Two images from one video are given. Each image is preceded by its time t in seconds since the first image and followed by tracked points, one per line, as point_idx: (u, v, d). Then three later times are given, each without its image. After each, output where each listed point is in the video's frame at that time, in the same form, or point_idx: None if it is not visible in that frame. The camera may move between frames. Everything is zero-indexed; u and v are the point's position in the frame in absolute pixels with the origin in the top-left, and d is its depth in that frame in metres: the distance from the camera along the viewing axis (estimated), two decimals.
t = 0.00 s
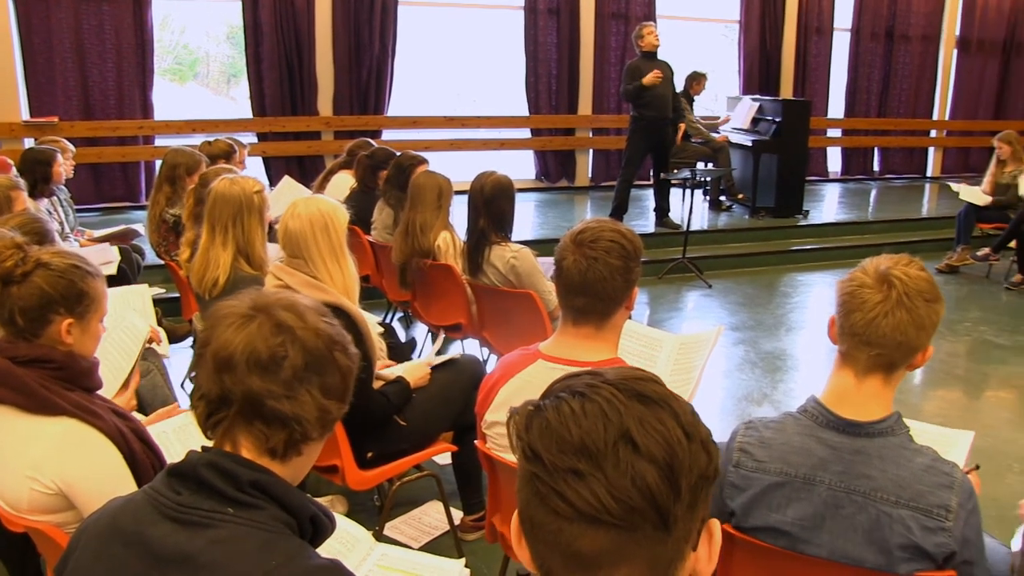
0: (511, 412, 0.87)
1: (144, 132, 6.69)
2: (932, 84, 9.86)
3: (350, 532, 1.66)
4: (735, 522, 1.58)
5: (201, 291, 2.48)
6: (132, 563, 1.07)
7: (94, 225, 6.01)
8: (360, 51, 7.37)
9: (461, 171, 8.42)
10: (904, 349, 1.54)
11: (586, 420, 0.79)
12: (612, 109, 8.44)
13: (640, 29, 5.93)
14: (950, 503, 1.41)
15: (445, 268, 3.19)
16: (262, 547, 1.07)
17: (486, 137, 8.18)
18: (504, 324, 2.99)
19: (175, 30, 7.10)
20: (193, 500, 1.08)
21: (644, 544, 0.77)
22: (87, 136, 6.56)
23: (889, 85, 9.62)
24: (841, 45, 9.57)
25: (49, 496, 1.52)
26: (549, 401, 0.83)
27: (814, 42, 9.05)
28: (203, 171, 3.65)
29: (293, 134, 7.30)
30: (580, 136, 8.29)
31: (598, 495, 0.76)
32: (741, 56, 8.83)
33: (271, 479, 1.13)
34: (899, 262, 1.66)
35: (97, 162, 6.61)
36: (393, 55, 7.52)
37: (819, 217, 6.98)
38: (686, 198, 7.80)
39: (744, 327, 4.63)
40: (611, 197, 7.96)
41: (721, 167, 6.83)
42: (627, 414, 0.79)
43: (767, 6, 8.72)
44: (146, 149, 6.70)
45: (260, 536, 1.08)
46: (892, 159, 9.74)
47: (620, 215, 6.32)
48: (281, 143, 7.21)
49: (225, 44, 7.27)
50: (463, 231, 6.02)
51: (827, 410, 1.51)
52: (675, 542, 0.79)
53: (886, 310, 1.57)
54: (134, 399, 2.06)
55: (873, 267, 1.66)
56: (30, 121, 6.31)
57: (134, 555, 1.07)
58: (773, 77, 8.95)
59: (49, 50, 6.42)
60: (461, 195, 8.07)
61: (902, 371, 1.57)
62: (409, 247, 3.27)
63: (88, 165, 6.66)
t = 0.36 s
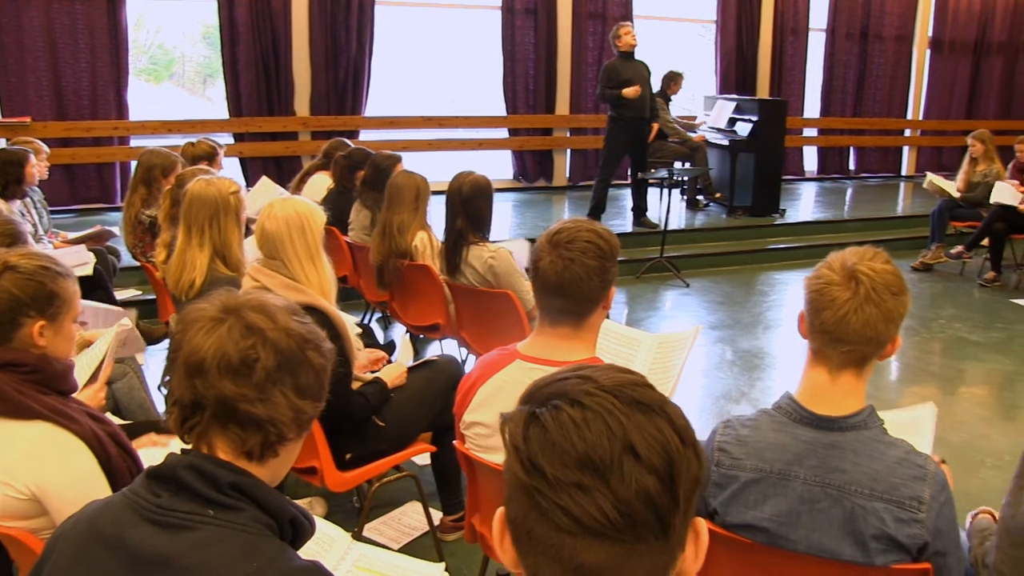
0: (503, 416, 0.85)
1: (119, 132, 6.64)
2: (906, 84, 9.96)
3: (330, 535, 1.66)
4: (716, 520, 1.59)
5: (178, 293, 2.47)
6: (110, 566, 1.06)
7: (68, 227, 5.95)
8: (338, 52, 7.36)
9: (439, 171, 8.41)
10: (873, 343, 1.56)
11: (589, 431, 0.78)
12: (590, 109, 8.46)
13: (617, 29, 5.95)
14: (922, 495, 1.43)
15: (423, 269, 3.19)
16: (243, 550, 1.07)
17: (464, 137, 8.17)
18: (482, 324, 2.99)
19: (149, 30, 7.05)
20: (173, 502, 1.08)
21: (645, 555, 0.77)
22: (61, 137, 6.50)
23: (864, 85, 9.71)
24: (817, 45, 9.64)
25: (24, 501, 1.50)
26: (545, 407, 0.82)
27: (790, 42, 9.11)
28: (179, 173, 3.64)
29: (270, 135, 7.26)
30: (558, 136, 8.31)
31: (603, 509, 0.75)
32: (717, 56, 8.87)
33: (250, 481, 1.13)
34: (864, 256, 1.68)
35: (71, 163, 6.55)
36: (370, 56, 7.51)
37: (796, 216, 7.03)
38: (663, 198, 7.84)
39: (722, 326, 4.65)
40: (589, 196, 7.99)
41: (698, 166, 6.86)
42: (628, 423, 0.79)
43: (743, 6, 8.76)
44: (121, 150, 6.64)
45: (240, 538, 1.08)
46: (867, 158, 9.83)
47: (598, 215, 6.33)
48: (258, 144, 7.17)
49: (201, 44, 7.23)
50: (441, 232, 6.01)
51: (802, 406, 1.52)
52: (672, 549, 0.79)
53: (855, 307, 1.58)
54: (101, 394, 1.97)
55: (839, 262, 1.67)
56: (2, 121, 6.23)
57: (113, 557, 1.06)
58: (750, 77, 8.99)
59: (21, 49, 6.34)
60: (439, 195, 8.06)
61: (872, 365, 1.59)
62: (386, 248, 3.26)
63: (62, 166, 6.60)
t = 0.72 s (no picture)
0: (471, 415, 0.84)
1: (95, 133, 6.58)
2: (882, 84, 10.05)
3: (310, 537, 1.65)
4: (694, 518, 1.61)
5: (156, 295, 2.45)
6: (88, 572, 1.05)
7: (43, 229, 5.89)
8: (315, 52, 7.33)
9: (418, 171, 8.40)
10: (854, 341, 1.56)
11: (559, 425, 0.77)
12: (569, 110, 8.48)
13: (596, 29, 5.97)
14: (899, 491, 1.44)
15: (404, 271, 3.19)
16: (222, 552, 1.06)
17: (443, 137, 8.16)
18: (462, 325, 3.00)
19: (125, 29, 6.99)
20: (149, 506, 1.07)
21: (618, 548, 0.77)
22: (35, 138, 6.43)
23: (841, 84, 9.78)
24: (794, 45, 9.70)
25: None
26: (513, 403, 0.81)
27: (767, 42, 9.18)
28: (156, 174, 3.63)
29: (248, 135, 7.21)
30: (536, 135, 8.33)
31: (576, 503, 0.75)
32: (695, 56, 8.91)
33: (227, 483, 1.12)
34: (844, 255, 1.68)
35: (46, 164, 6.48)
36: (348, 56, 7.48)
37: (774, 215, 7.08)
38: (642, 197, 7.86)
39: (701, 325, 4.68)
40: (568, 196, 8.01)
41: (677, 166, 6.88)
42: (597, 417, 0.79)
43: (721, 6, 8.81)
44: (96, 151, 6.58)
45: (219, 541, 1.07)
46: (844, 158, 9.92)
47: (577, 215, 6.34)
48: (236, 144, 7.12)
49: (178, 44, 7.17)
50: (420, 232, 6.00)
51: (780, 405, 1.53)
52: (644, 541, 0.80)
53: (838, 305, 1.58)
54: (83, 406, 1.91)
55: (819, 259, 1.67)
56: None
57: (90, 563, 1.05)
58: (728, 76, 9.04)
59: None
60: (418, 195, 8.05)
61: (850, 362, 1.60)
62: (365, 250, 3.26)
63: (36, 167, 6.53)
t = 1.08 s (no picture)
0: (449, 426, 0.84)
1: (69, 134, 6.51)
2: (857, 84, 10.14)
3: (288, 540, 1.64)
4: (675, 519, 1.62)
5: (130, 297, 2.43)
6: None
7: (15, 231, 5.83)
8: (292, 52, 7.31)
9: (395, 171, 8.39)
10: (826, 343, 1.58)
11: (536, 439, 0.77)
12: (546, 110, 8.50)
13: (573, 29, 5.98)
14: (875, 491, 1.45)
15: (383, 272, 3.19)
16: (198, 556, 1.06)
17: (420, 137, 8.14)
18: (440, 326, 3.00)
19: (99, 29, 6.93)
20: (124, 511, 1.07)
21: (597, 556, 0.78)
22: (7, 138, 6.35)
23: (817, 83, 9.85)
24: (770, 45, 9.76)
25: None
26: (492, 415, 0.81)
27: (743, 42, 9.24)
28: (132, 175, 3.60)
29: (224, 136, 7.15)
30: (514, 135, 8.34)
31: (555, 516, 0.76)
32: (672, 56, 8.94)
33: (204, 487, 1.12)
34: (814, 255, 1.69)
35: (19, 165, 6.41)
36: (325, 56, 7.46)
37: (752, 214, 7.14)
38: (619, 197, 7.88)
39: (679, 323, 4.70)
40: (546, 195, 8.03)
41: (655, 165, 6.91)
42: (574, 427, 0.79)
43: (697, 6, 8.85)
44: (71, 151, 6.52)
45: (195, 546, 1.07)
46: (820, 157, 10.01)
47: (555, 214, 6.35)
48: (211, 145, 7.06)
49: (153, 44, 7.12)
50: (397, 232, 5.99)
51: (754, 407, 1.54)
52: (622, 546, 0.81)
53: (810, 308, 1.60)
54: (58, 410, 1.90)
55: (791, 260, 1.68)
56: None
57: (63, 569, 1.04)
58: (705, 76, 9.08)
59: None
60: (395, 195, 8.03)
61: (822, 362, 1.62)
62: (342, 251, 3.25)
63: (8, 167, 6.45)
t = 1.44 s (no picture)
0: (430, 425, 0.84)
1: (39, 134, 6.41)
2: (829, 84, 10.24)
3: (264, 544, 1.64)
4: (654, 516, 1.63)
5: (103, 298, 2.41)
6: None
7: None
8: (266, 52, 7.26)
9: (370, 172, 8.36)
10: (797, 338, 1.59)
11: (519, 439, 0.78)
12: (521, 110, 8.52)
13: (548, 29, 5.99)
14: (847, 486, 1.47)
15: (357, 273, 3.17)
16: (171, 560, 1.05)
17: (395, 137, 8.12)
18: (415, 326, 3.01)
19: (69, 28, 6.86)
20: (95, 515, 1.05)
21: (578, 554, 0.79)
22: None
23: (790, 83, 9.93)
24: (743, 45, 9.83)
25: None
26: (473, 415, 0.81)
27: (717, 42, 9.29)
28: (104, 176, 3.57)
29: (197, 136, 7.09)
30: (489, 135, 8.34)
31: (537, 516, 0.76)
32: (647, 55, 8.96)
33: (179, 489, 1.11)
34: (783, 252, 1.71)
35: None
36: (299, 56, 7.42)
37: (726, 213, 7.20)
38: (595, 196, 7.90)
39: (654, 322, 4.72)
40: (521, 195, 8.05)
41: (630, 165, 6.94)
42: (557, 427, 0.79)
43: (671, 6, 8.89)
44: (40, 153, 6.43)
45: (168, 549, 1.06)
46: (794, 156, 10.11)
47: (530, 214, 6.35)
48: (185, 145, 6.99)
49: (125, 44, 7.06)
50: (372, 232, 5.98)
51: (726, 404, 1.55)
52: (604, 544, 0.81)
53: (779, 304, 1.61)
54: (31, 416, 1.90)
55: (759, 258, 1.70)
56: None
57: None
58: (679, 75, 9.12)
59: None
60: (370, 195, 8.01)
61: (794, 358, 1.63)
62: (317, 252, 3.25)
63: None
